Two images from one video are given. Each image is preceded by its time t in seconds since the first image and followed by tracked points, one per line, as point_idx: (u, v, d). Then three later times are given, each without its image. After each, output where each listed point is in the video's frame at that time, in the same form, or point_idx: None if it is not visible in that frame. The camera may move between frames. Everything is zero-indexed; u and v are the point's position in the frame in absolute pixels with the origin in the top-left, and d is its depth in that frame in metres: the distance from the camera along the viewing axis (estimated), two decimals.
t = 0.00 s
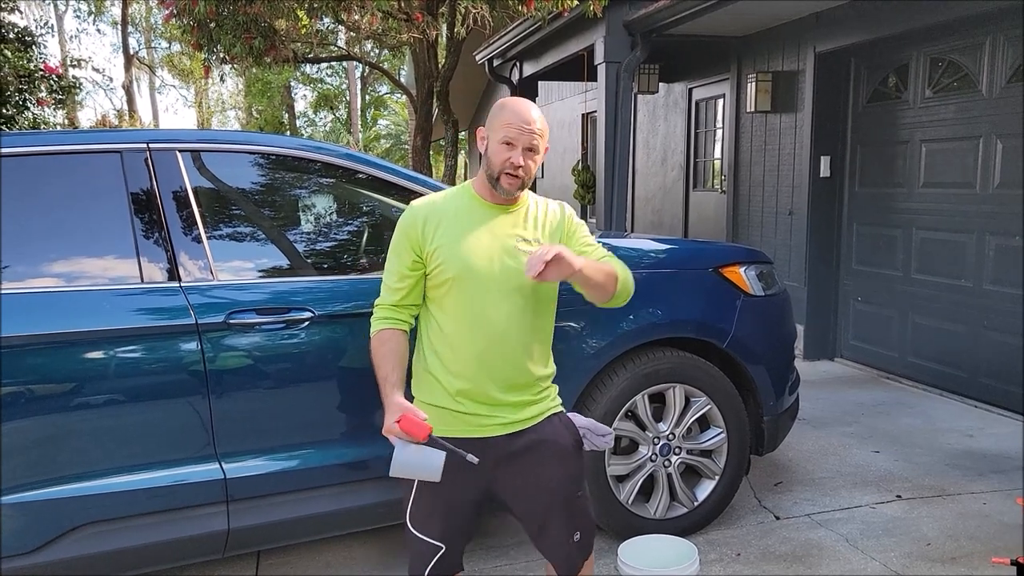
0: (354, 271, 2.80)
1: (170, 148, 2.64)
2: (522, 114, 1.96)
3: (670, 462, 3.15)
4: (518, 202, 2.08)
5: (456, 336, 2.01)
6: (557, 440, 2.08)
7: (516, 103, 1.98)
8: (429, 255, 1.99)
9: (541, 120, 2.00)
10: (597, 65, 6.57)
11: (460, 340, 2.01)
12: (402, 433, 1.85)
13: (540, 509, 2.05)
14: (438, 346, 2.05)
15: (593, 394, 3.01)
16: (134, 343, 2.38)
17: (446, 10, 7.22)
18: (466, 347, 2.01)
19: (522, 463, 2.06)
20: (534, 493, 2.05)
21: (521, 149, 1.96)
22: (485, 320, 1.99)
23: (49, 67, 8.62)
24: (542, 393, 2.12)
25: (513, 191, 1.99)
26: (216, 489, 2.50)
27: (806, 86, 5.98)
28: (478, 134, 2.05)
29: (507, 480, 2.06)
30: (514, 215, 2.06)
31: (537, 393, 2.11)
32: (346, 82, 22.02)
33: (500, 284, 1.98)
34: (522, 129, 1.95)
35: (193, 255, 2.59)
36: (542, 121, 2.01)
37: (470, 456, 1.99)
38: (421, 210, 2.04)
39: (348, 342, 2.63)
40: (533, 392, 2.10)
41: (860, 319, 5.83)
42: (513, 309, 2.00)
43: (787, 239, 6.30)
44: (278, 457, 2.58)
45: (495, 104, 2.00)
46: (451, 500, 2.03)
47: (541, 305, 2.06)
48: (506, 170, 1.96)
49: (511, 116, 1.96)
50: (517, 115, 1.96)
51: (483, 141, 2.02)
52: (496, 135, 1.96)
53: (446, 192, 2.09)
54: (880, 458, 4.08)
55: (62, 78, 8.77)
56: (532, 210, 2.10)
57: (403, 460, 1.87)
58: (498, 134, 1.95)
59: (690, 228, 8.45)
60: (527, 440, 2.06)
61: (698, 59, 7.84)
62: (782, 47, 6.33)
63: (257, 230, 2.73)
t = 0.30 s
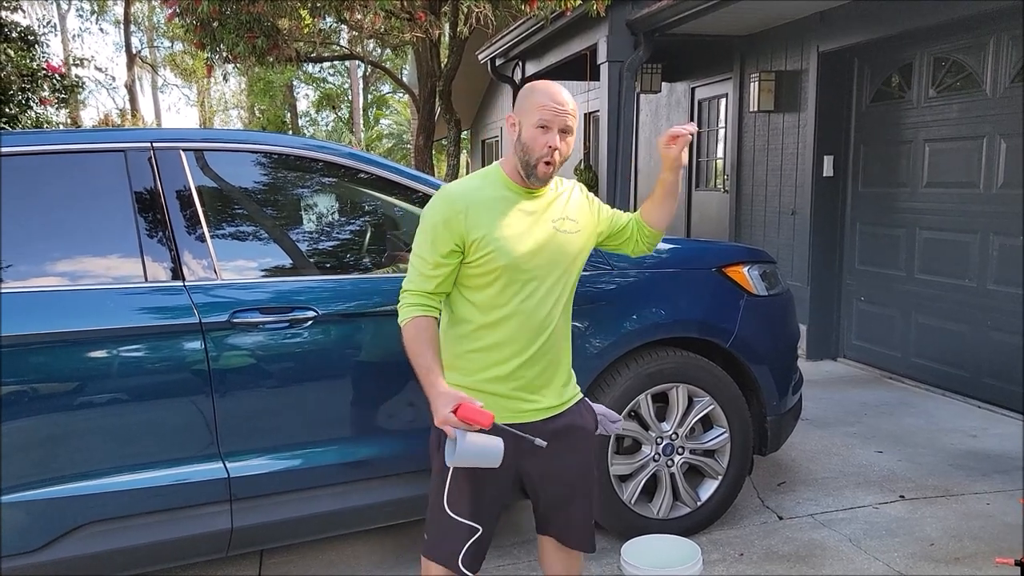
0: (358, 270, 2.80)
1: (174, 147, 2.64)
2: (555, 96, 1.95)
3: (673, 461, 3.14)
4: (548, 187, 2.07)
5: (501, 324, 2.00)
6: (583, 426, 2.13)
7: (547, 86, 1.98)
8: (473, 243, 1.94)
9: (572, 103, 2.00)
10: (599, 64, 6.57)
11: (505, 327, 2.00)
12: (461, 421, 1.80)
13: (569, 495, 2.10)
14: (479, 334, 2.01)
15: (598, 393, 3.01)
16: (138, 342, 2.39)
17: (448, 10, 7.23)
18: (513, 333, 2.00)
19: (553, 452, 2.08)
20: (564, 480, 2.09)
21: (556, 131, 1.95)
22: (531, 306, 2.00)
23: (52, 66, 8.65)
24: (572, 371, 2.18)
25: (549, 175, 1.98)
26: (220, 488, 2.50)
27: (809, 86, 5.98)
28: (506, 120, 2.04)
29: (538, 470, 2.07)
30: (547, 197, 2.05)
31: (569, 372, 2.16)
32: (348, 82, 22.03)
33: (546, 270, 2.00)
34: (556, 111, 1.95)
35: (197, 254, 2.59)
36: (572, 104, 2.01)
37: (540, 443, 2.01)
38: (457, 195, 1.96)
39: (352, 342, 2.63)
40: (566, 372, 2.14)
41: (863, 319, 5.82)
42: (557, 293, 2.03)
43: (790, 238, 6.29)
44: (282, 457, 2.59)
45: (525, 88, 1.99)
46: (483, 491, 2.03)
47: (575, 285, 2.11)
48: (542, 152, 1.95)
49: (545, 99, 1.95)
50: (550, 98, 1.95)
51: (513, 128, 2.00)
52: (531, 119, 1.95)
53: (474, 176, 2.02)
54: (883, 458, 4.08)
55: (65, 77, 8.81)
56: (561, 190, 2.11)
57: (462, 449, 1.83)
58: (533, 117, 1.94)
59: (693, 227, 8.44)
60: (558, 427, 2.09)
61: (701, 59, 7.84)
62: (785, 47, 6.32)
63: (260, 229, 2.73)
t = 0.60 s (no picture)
0: (359, 270, 2.80)
1: (176, 147, 2.64)
2: (544, 91, 1.98)
3: (675, 462, 3.14)
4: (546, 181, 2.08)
5: (511, 327, 1.99)
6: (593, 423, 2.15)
7: (535, 83, 2.00)
8: (482, 248, 1.92)
9: (562, 96, 2.02)
10: (601, 64, 6.56)
11: (515, 331, 2.00)
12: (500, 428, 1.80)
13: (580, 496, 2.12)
14: (489, 339, 2.01)
15: (600, 392, 3.01)
16: (140, 342, 2.39)
17: (450, 10, 7.24)
18: (522, 337, 2.00)
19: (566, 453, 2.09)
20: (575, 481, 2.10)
21: (549, 125, 1.97)
22: (540, 308, 2.00)
23: (54, 66, 8.67)
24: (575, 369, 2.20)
25: (547, 168, 1.99)
26: (221, 488, 2.50)
27: (811, 86, 5.97)
28: (500, 121, 2.06)
29: (550, 471, 2.09)
30: (546, 196, 2.07)
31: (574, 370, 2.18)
32: (350, 82, 22.04)
33: (554, 271, 2.01)
34: (546, 105, 1.96)
35: (199, 254, 2.59)
36: (564, 97, 2.03)
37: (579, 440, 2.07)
38: (461, 202, 1.94)
39: (354, 342, 2.64)
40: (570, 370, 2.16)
41: (865, 319, 5.81)
42: (564, 293, 2.04)
43: (792, 238, 6.29)
44: (284, 456, 2.59)
45: (515, 88, 2.02)
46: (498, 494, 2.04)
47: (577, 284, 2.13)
48: (538, 147, 1.96)
49: (535, 95, 1.97)
50: (539, 93, 1.97)
51: (507, 127, 2.02)
52: (522, 116, 1.96)
53: (474, 181, 2.01)
54: (885, 458, 4.07)
55: (68, 78, 8.84)
56: (556, 189, 2.12)
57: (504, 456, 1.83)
58: (524, 114, 1.96)
59: (695, 227, 8.44)
60: (570, 425, 2.11)
61: (703, 59, 7.83)
62: (787, 47, 6.32)
63: (262, 229, 2.73)
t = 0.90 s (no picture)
0: (359, 271, 2.80)
1: (176, 147, 2.64)
2: (525, 97, 1.95)
3: (675, 462, 3.14)
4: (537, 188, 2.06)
5: (494, 334, 2.00)
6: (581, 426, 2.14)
7: (518, 87, 1.97)
8: (464, 255, 1.94)
9: (547, 101, 1.98)
10: (601, 65, 6.56)
11: (497, 338, 2.00)
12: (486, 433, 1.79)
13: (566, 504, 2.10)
14: (473, 344, 2.02)
15: (599, 393, 3.01)
16: (140, 343, 2.39)
17: (450, 10, 7.24)
18: (505, 344, 2.00)
19: (549, 460, 2.07)
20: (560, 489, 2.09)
21: (530, 132, 1.94)
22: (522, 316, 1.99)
23: (54, 66, 8.67)
24: (568, 378, 2.17)
25: (531, 175, 1.97)
26: (221, 489, 2.50)
27: (811, 86, 5.97)
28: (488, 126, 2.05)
29: (534, 478, 2.08)
30: (536, 203, 2.05)
31: (565, 379, 2.16)
32: (350, 82, 22.04)
33: (537, 279, 1.99)
34: (527, 111, 1.94)
35: (198, 255, 2.59)
36: (549, 101, 2.00)
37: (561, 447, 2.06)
38: (447, 207, 1.97)
39: (354, 342, 2.64)
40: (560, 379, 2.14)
41: (865, 319, 5.81)
42: (549, 301, 2.02)
43: (792, 239, 6.29)
44: (284, 457, 2.59)
45: (498, 93, 2.00)
46: (481, 500, 2.03)
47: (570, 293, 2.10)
48: (520, 155, 1.94)
49: (515, 101, 1.95)
50: (520, 99, 1.95)
51: (493, 134, 2.02)
52: (503, 124, 1.95)
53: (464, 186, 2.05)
54: (886, 459, 4.07)
55: (68, 78, 8.84)
56: (550, 195, 2.10)
57: (488, 458, 1.87)
58: (505, 121, 1.94)
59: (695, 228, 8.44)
60: (554, 429, 2.10)
61: (703, 59, 7.84)
62: (787, 47, 6.32)
63: (262, 230, 2.73)
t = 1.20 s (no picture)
0: (359, 271, 2.80)
1: (176, 148, 2.65)
2: (517, 102, 1.96)
3: (675, 462, 3.14)
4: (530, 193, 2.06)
5: (477, 337, 2.01)
6: (572, 433, 2.12)
7: (511, 93, 1.98)
8: (448, 257, 1.97)
9: (539, 106, 1.99)
10: (601, 65, 6.57)
11: (479, 341, 2.01)
12: (469, 422, 1.83)
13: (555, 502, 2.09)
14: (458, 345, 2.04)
15: (598, 392, 3.01)
16: (141, 343, 2.39)
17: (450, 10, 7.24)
18: (486, 347, 2.01)
19: (538, 459, 2.08)
20: (549, 488, 2.09)
21: (521, 137, 1.95)
22: (504, 320, 2.00)
23: (55, 67, 8.68)
24: (558, 384, 2.16)
25: (523, 180, 1.97)
26: (221, 488, 2.51)
27: (810, 86, 5.97)
28: (479, 130, 2.06)
29: (523, 477, 2.08)
30: (528, 207, 2.05)
31: (554, 385, 2.14)
32: (350, 83, 22.04)
33: (521, 283, 1.99)
34: (518, 116, 1.94)
35: (199, 255, 2.60)
36: (540, 107, 2.00)
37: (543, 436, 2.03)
38: (435, 209, 2.00)
39: (354, 342, 2.64)
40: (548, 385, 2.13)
41: (865, 319, 5.81)
42: (533, 307, 2.01)
43: (792, 238, 6.29)
44: (284, 457, 2.59)
45: (491, 98, 2.01)
46: (470, 500, 2.05)
47: (559, 299, 2.08)
48: (511, 160, 1.95)
49: (507, 106, 1.95)
50: (511, 104, 1.96)
51: (484, 139, 2.02)
52: (494, 129, 1.96)
53: (459, 188, 2.08)
54: (885, 458, 4.08)
55: (68, 79, 8.86)
56: (544, 200, 2.09)
57: (470, 448, 1.88)
58: (496, 126, 1.95)
59: (695, 228, 8.44)
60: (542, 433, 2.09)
61: (703, 59, 7.84)
62: (787, 47, 6.32)
63: (263, 230, 2.74)
